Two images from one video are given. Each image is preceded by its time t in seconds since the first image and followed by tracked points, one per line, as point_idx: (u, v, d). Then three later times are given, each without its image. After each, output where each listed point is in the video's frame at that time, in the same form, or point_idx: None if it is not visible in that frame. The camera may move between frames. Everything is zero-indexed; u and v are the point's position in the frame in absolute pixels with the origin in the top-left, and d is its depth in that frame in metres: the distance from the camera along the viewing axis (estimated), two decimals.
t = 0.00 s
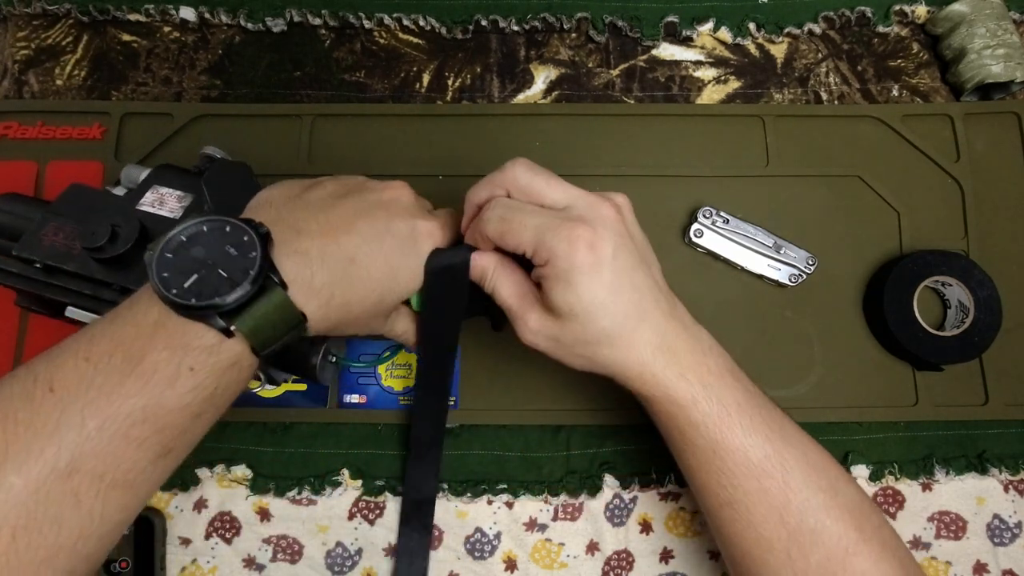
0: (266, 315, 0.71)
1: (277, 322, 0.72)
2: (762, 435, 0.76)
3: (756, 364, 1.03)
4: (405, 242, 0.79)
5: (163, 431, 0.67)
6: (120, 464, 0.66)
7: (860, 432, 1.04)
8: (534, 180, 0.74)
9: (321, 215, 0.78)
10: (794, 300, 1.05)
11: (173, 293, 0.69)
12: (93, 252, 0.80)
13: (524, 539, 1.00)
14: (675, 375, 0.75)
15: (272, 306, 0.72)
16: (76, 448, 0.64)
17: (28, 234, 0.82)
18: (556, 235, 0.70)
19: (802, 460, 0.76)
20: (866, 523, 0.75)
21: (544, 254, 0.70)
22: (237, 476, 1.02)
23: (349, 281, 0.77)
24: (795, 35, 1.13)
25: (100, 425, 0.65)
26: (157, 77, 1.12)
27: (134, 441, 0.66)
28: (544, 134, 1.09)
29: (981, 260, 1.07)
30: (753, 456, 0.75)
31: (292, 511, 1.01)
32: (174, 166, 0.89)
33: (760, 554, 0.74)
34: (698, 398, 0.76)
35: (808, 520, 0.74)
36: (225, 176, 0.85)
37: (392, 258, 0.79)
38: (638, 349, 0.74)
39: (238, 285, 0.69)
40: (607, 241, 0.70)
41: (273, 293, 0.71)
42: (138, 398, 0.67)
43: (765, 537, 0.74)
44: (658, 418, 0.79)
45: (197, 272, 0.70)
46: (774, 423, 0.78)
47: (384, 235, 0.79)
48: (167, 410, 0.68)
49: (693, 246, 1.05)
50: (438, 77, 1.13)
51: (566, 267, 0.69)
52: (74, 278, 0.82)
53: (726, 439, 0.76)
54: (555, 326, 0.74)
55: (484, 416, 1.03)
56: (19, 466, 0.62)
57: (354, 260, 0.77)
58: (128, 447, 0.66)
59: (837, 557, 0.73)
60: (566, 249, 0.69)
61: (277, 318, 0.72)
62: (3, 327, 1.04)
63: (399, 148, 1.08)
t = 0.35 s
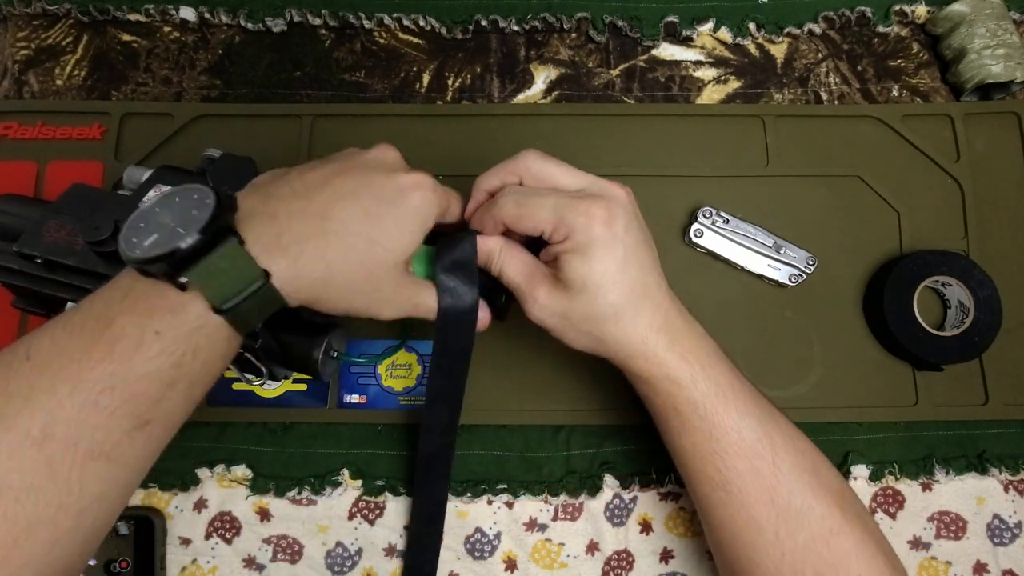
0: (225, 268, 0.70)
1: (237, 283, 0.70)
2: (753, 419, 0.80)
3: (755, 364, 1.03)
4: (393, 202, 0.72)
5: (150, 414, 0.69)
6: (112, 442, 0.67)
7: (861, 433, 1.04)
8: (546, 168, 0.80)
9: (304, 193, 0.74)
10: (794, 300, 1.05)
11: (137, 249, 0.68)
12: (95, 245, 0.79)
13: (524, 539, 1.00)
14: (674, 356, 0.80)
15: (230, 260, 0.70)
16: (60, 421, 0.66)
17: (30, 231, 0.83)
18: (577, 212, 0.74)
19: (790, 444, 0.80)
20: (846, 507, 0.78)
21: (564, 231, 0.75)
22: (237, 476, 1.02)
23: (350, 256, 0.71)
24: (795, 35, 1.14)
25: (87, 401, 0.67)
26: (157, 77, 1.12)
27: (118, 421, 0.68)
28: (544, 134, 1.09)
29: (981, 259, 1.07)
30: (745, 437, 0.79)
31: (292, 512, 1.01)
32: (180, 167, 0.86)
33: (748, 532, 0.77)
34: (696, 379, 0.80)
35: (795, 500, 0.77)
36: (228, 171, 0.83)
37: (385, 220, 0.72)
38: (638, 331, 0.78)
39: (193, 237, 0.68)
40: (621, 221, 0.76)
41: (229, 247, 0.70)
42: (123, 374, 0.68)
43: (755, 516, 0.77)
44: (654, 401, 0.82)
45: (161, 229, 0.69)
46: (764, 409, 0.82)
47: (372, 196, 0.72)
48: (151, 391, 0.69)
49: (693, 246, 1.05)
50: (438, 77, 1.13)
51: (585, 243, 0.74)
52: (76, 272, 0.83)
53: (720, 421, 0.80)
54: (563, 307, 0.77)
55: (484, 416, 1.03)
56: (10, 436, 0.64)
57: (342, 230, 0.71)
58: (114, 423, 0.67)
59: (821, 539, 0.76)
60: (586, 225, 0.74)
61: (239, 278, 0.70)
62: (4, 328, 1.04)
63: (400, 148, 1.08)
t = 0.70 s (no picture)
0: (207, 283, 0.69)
1: (220, 293, 0.69)
2: (748, 434, 0.81)
3: (755, 364, 1.03)
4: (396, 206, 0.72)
5: (151, 415, 0.69)
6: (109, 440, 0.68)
7: (861, 433, 1.04)
8: (554, 176, 0.79)
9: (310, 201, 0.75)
10: (794, 301, 1.05)
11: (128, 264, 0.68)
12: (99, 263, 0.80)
13: (524, 539, 1.00)
14: (669, 373, 0.80)
15: (212, 275, 0.69)
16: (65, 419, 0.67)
17: (32, 251, 0.83)
18: (578, 225, 0.74)
19: (785, 458, 0.80)
20: (841, 519, 0.78)
21: (564, 242, 0.75)
22: (237, 476, 1.02)
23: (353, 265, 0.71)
24: (795, 35, 1.13)
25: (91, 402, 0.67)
26: (157, 76, 1.12)
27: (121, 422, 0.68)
28: (544, 134, 1.09)
29: (981, 259, 1.07)
30: (740, 452, 0.79)
31: (292, 512, 1.01)
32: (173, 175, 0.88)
33: (744, 547, 0.77)
34: (691, 394, 0.80)
35: (790, 515, 0.77)
36: (229, 180, 0.86)
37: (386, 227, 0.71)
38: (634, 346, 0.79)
39: (181, 249, 0.68)
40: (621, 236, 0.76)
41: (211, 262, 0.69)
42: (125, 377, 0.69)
43: (750, 531, 0.77)
44: (649, 416, 0.83)
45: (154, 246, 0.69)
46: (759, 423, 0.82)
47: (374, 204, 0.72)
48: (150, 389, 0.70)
49: (694, 247, 1.05)
50: (438, 77, 1.13)
51: (584, 257, 0.74)
52: (84, 292, 0.83)
53: (714, 437, 0.80)
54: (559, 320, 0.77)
55: (484, 416, 1.03)
56: (10, 433, 0.65)
57: (338, 241, 0.71)
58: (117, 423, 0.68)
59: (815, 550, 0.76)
60: (586, 239, 0.74)
61: (220, 292, 0.69)
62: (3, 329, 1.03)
63: (399, 149, 1.08)
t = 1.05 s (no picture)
0: (196, 315, 0.69)
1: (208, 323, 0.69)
2: (748, 459, 0.81)
3: (755, 364, 1.03)
4: (392, 232, 0.71)
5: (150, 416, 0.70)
6: (108, 456, 0.68)
7: (860, 433, 1.04)
8: (564, 203, 0.79)
9: (312, 231, 0.75)
10: (794, 301, 1.05)
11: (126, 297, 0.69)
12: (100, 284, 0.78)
13: (524, 539, 1.00)
14: (668, 400, 0.81)
15: (202, 307, 0.69)
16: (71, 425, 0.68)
17: (31, 266, 0.82)
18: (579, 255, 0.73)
19: (785, 480, 0.80)
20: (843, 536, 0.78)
21: (566, 271, 0.73)
22: (237, 476, 1.02)
23: (350, 295, 0.71)
24: (795, 35, 1.14)
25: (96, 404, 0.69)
26: (157, 77, 1.12)
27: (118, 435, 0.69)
28: (544, 134, 1.09)
29: (981, 259, 1.07)
30: (740, 477, 0.79)
31: (292, 511, 1.01)
32: (171, 187, 0.89)
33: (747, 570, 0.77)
34: (690, 422, 0.80)
35: (792, 535, 0.77)
36: (228, 200, 0.87)
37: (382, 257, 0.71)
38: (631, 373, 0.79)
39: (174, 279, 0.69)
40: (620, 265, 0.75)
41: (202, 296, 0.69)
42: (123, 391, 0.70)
43: (753, 552, 0.77)
44: (649, 444, 0.83)
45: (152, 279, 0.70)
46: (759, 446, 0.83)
47: (368, 231, 0.72)
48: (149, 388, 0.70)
49: (694, 247, 1.05)
50: (438, 77, 1.13)
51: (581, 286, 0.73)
52: (82, 309, 0.83)
53: (713, 463, 0.80)
54: (558, 345, 0.79)
55: (484, 416, 1.03)
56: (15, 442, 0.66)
57: (335, 271, 0.72)
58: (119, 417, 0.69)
59: (818, 567, 0.76)
60: (587, 269, 0.73)
61: (208, 322, 0.69)
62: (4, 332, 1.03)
63: (400, 150, 1.08)
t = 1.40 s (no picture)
0: (188, 358, 0.69)
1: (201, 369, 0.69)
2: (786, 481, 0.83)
3: (755, 365, 1.03)
4: (379, 281, 0.70)
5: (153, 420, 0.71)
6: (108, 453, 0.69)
7: (860, 433, 1.04)
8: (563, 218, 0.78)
9: (301, 268, 0.74)
10: (794, 300, 1.05)
11: (117, 332, 0.68)
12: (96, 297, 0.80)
13: (524, 539, 1.00)
14: (695, 433, 0.82)
15: (195, 350, 0.69)
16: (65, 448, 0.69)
17: (27, 281, 0.83)
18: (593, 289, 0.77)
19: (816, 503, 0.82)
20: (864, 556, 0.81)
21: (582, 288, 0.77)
22: (237, 476, 1.02)
23: (338, 342, 0.72)
24: (795, 35, 1.13)
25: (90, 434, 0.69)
26: (157, 77, 1.12)
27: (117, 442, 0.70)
28: (544, 134, 1.09)
29: (981, 259, 1.07)
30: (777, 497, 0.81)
31: (292, 511, 1.01)
32: (162, 192, 0.89)
33: None
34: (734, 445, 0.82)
35: (822, 556, 0.80)
36: (216, 207, 0.87)
37: (370, 307, 0.71)
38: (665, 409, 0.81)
39: (172, 317, 0.69)
40: (639, 299, 0.78)
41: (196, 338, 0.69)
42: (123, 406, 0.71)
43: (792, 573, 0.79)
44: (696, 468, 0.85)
45: (144, 314, 0.70)
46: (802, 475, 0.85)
47: (355, 278, 0.71)
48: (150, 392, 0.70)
49: (693, 247, 1.05)
50: (438, 78, 1.13)
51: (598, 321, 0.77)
52: (80, 321, 0.82)
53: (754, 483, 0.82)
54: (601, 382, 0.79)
55: (484, 417, 1.02)
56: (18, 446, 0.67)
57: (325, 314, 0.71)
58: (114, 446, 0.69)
59: None
60: (604, 307, 0.77)
61: (202, 367, 0.69)
62: (3, 335, 1.03)
63: (399, 150, 1.08)
